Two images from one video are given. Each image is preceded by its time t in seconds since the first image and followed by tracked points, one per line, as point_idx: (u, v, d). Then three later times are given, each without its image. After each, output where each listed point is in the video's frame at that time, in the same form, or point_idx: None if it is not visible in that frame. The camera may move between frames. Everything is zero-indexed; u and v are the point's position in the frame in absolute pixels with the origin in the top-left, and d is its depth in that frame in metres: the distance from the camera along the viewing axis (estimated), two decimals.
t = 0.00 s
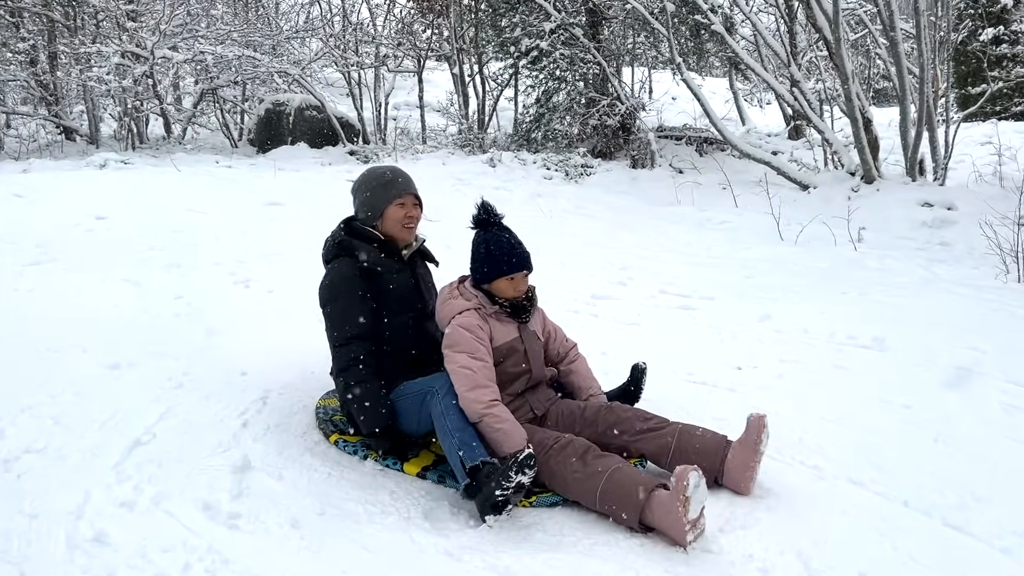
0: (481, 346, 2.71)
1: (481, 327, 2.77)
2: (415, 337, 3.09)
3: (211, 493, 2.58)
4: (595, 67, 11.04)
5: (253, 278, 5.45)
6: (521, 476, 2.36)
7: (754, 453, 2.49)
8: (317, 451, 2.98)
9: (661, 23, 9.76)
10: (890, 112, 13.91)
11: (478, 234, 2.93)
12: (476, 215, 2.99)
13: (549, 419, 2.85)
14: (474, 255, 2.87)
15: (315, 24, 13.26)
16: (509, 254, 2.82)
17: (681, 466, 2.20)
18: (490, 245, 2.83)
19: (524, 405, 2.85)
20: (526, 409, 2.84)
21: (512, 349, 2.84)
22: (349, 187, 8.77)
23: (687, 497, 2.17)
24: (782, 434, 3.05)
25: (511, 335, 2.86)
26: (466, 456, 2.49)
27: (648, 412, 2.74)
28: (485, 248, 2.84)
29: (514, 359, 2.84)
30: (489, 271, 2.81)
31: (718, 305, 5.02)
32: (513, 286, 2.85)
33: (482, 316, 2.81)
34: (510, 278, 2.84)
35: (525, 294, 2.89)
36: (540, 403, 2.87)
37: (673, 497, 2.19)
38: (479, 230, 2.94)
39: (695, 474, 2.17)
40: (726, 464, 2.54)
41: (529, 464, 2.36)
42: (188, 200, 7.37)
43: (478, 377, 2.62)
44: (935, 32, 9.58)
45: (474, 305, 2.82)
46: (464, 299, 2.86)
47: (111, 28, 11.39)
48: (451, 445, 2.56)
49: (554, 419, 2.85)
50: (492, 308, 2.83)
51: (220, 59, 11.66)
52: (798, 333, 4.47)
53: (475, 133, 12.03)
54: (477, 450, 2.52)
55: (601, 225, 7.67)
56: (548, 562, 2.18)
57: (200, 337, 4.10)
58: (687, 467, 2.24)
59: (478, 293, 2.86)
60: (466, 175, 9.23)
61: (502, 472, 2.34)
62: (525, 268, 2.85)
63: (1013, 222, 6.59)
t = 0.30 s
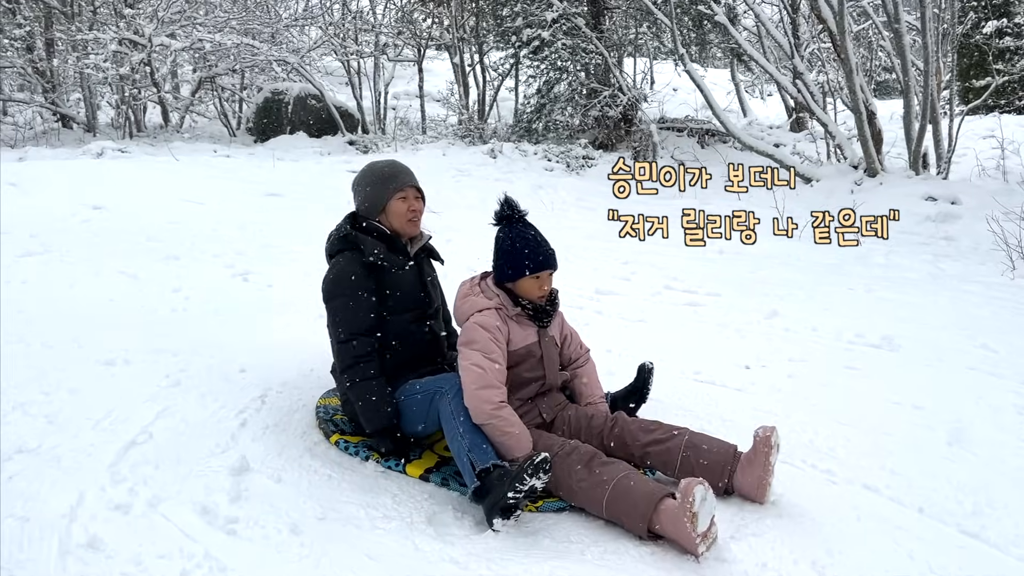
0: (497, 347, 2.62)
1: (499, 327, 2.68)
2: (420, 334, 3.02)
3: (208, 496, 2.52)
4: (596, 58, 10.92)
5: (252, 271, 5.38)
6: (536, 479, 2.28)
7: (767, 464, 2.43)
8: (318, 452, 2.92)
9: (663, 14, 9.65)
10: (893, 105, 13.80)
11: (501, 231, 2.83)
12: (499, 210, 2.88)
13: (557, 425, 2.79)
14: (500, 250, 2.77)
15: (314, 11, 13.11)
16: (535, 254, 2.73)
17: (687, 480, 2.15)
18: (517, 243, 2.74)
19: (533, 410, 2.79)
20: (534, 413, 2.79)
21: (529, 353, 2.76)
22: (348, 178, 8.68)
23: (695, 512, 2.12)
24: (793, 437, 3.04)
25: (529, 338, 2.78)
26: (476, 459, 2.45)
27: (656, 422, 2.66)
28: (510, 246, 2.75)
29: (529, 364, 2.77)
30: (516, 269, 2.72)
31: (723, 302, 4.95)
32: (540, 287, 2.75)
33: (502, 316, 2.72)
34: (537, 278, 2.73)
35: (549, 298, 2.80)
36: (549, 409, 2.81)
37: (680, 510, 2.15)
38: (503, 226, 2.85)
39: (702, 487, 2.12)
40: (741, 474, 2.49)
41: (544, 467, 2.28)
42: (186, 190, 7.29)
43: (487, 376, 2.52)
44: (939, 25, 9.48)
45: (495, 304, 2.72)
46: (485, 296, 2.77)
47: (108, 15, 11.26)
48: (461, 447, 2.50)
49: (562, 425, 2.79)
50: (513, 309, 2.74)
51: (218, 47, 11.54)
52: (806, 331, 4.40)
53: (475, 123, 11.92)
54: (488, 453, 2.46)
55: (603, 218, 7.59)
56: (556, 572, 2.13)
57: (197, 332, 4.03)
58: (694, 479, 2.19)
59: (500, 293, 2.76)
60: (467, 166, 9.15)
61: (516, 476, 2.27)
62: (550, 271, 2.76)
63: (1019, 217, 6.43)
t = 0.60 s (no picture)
0: (507, 343, 2.59)
1: (513, 323, 2.64)
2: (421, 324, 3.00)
3: (207, 487, 2.50)
4: (597, 48, 10.85)
5: (251, 260, 5.35)
6: (539, 474, 2.25)
7: (773, 456, 2.42)
8: (318, 443, 2.90)
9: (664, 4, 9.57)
10: (894, 97, 13.75)
11: (527, 224, 2.74)
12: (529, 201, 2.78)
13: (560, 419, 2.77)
14: (524, 244, 2.69)
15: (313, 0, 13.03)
16: (561, 253, 2.66)
17: (696, 468, 2.14)
18: (543, 237, 2.67)
19: (537, 403, 2.76)
20: (538, 406, 2.75)
21: (542, 350, 2.73)
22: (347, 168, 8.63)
23: (703, 500, 2.11)
24: (798, 430, 3.03)
25: (544, 335, 2.74)
26: (477, 449, 2.46)
27: (660, 408, 2.66)
28: (536, 241, 2.67)
29: (540, 360, 2.74)
30: (535, 265, 2.66)
31: (725, 293, 4.92)
32: (561, 285, 2.70)
33: (517, 312, 2.67)
34: (559, 277, 2.68)
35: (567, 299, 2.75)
36: (554, 402, 2.78)
37: (687, 498, 2.14)
38: (529, 219, 2.76)
39: (711, 476, 2.12)
40: (746, 466, 2.48)
41: (547, 460, 2.25)
42: (184, 179, 7.24)
43: (490, 371, 2.49)
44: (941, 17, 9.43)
45: (511, 299, 2.68)
46: (502, 289, 2.72)
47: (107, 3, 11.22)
48: (462, 438, 2.51)
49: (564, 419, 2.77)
50: (530, 306, 2.69)
51: (217, 35, 11.46)
52: (808, 323, 4.38)
53: (475, 113, 11.85)
54: (489, 444, 2.47)
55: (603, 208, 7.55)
56: (561, 565, 2.12)
57: (196, 320, 4.00)
58: (701, 467, 2.18)
59: (518, 287, 2.71)
60: (467, 156, 9.10)
61: (519, 468, 2.25)
62: (573, 271, 2.70)
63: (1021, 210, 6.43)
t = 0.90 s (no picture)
0: (508, 338, 2.57)
1: (512, 317, 2.62)
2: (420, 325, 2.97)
3: (201, 485, 2.47)
4: (595, 41, 10.79)
5: (246, 254, 5.31)
6: (565, 461, 2.27)
7: (770, 457, 2.41)
8: (314, 440, 2.88)
9: None
10: (893, 91, 13.72)
11: (524, 215, 2.70)
12: (521, 191, 2.73)
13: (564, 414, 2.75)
14: (520, 236, 2.66)
15: None
16: (556, 242, 2.64)
17: (704, 465, 2.14)
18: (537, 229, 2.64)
19: (542, 397, 2.74)
20: (542, 401, 2.73)
21: (542, 342, 2.71)
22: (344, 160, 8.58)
23: (708, 496, 2.10)
24: (797, 429, 3.02)
25: (542, 327, 2.72)
26: (501, 452, 2.39)
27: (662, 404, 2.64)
28: (533, 231, 2.64)
29: (541, 352, 2.72)
30: (531, 258, 2.64)
31: (723, 289, 4.90)
32: (556, 275, 2.68)
33: (515, 305, 2.65)
34: (554, 267, 2.66)
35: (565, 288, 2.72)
36: (556, 397, 2.76)
37: (691, 493, 2.13)
38: (523, 210, 2.72)
39: (719, 473, 2.11)
40: (741, 468, 2.46)
41: (570, 447, 2.27)
42: (180, 171, 7.20)
43: (496, 370, 2.47)
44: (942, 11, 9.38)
45: (508, 293, 2.65)
46: (498, 284, 2.70)
47: None
48: (483, 444, 2.45)
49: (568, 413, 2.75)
50: (527, 298, 2.67)
51: (214, 26, 11.39)
52: (808, 320, 4.36)
53: (473, 106, 11.78)
54: (509, 445, 2.40)
55: (601, 202, 7.52)
56: (559, 566, 2.10)
57: (192, 315, 3.97)
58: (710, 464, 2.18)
59: (514, 280, 2.69)
60: (465, 149, 9.06)
61: (543, 463, 2.26)
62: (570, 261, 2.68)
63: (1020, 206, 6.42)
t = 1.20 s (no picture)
0: (490, 331, 2.56)
1: (496, 313, 2.62)
2: (422, 324, 2.96)
3: (198, 481, 2.46)
4: (595, 34, 10.75)
5: (244, 248, 5.29)
6: (568, 464, 2.25)
7: (773, 453, 2.40)
8: (311, 436, 2.87)
9: None
10: (892, 86, 13.69)
11: (530, 215, 2.68)
12: (521, 191, 2.72)
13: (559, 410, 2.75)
14: (515, 236, 2.67)
15: None
16: (566, 248, 2.69)
17: (699, 467, 2.13)
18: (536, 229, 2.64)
19: (536, 394, 2.74)
20: (537, 398, 2.74)
21: (530, 337, 2.70)
22: (342, 154, 8.55)
23: (704, 499, 2.09)
24: (796, 426, 3.01)
25: (528, 322, 2.70)
26: (499, 451, 2.38)
27: (660, 402, 2.61)
28: (542, 236, 2.63)
29: (530, 347, 2.72)
30: (523, 257, 2.65)
31: (723, 285, 4.89)
32: (554, 278, 2.70)
33: (500, 302, 2.66)
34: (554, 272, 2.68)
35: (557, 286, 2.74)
36: (551, 394, 2.76)
37: (688, 497, 2.13)
38: (523, 211, 2.71)
39: (713, 476, 2.11)
40: (744, 464, 2.45)
41: (574, 451, 2.24)
42: (178, 164, 7.16)
43: (476, 361, 2.46)
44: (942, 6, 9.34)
45: (492, 290, 2.66)
46: (482, 282, 2.71)
47: None
48: (481, 444, 2.43)
49: (565, 408, 2.74)
50: (514, 295, 2.68)
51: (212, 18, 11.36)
52: (807, 316, 4.35)
53: (472, 100, 11.74)
54: (505, 444, 2.39)
55: (600, 197, 7.50)
56: (558, 564, 2.10)
57: (190, 309, 3.95)
58: (705, 467, 2.17)
59: (498, 277, 2.71)
60: (463, 143, 9.03)
61: (549, 465, 2.23)
62: (566, 262, 2.69)
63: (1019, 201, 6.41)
